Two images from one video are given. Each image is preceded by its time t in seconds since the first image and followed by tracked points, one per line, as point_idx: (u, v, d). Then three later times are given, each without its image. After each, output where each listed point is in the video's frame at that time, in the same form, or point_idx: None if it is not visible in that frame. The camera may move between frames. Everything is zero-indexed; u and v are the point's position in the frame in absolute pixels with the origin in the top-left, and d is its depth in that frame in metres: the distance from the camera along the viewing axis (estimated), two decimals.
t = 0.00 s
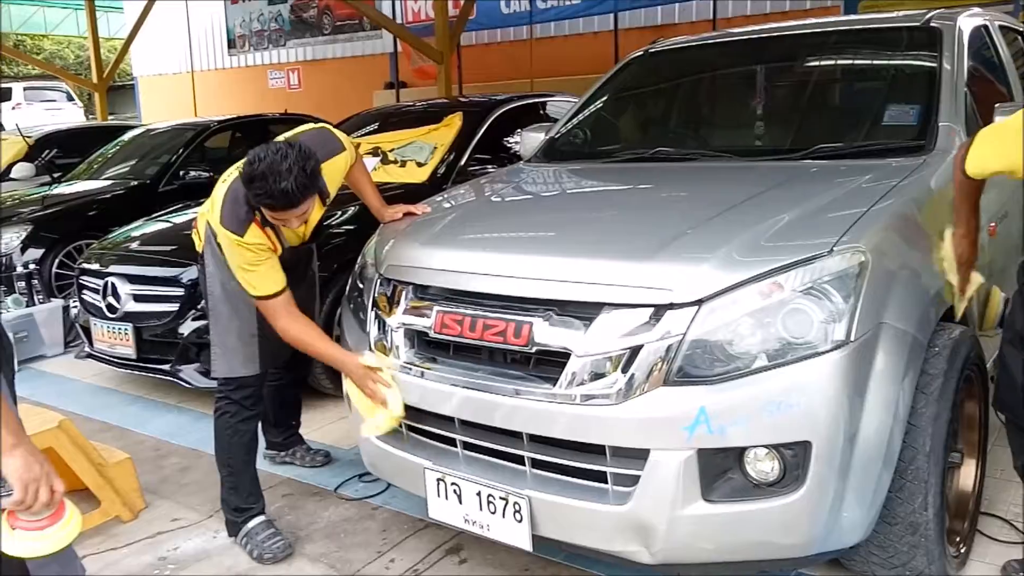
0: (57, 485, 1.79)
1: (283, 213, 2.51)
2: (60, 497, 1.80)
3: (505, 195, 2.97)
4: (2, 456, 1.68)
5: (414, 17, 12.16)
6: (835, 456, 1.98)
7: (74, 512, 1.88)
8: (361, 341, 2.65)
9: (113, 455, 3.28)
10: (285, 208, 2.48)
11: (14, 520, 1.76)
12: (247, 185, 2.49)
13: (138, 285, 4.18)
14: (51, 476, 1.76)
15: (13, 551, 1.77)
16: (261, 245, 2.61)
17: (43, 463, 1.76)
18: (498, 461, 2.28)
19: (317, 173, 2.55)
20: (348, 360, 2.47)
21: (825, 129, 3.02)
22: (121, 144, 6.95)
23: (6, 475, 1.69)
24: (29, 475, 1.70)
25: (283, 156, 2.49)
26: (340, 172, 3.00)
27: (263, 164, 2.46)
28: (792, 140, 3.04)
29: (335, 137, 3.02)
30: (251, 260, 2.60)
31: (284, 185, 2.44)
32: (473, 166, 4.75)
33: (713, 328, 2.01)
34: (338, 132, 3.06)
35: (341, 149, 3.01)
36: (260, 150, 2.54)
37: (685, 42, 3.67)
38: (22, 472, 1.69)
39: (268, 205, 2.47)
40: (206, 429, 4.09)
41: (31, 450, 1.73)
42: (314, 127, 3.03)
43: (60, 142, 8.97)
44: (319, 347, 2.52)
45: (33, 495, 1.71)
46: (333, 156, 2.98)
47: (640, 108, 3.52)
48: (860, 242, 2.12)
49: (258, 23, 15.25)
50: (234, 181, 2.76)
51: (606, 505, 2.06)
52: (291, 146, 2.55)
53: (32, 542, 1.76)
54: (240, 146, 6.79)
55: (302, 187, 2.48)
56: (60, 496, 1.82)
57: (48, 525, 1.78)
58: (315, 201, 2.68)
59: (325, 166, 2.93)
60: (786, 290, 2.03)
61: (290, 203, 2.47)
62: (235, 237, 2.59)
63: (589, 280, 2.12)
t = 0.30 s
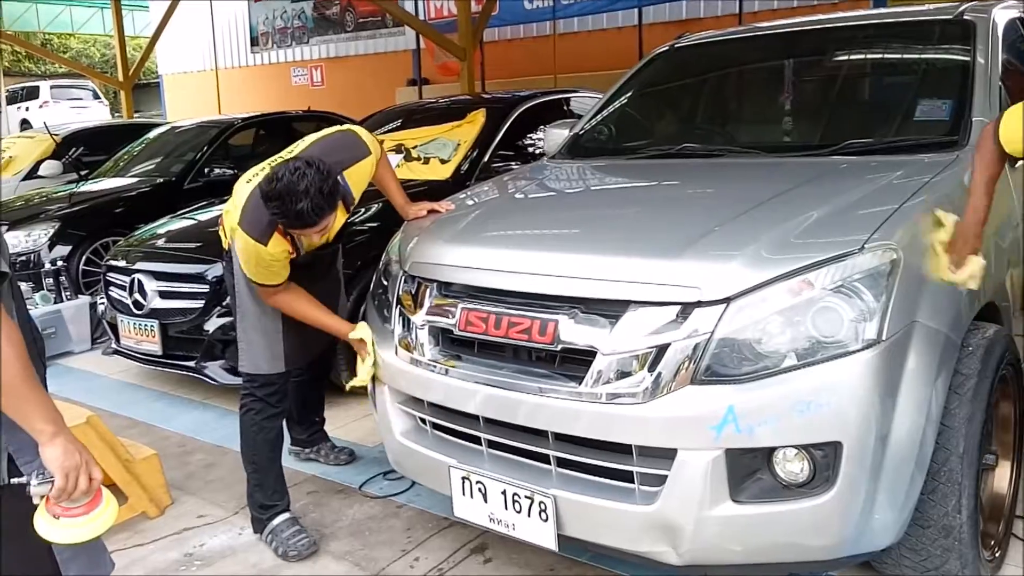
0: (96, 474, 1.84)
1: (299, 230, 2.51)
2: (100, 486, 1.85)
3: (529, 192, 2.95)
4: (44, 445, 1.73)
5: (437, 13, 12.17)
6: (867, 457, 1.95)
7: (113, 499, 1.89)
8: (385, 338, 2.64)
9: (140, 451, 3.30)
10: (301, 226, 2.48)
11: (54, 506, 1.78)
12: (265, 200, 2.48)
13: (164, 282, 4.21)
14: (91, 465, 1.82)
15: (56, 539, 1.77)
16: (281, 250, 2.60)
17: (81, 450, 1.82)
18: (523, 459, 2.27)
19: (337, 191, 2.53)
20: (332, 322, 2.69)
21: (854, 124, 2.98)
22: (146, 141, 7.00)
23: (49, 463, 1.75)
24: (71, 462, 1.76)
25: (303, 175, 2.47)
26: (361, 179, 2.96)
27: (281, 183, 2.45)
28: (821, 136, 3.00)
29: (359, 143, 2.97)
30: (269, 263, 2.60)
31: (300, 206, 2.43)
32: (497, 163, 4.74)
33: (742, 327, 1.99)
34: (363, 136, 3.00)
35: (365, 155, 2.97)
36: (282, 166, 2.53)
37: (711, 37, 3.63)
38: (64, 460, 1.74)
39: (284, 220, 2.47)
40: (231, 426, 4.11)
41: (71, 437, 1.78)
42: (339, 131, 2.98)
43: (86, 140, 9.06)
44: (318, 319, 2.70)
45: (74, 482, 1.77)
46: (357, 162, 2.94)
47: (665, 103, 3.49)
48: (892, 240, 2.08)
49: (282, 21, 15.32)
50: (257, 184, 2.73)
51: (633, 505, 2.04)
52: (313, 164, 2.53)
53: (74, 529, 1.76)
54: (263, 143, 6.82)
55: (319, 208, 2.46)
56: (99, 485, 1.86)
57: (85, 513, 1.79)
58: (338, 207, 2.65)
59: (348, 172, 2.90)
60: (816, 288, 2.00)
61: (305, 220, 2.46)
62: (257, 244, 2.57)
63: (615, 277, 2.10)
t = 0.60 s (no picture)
0: (91, 476, 1.78)
1: (318, 262, 2.51)
2: (95, 489, 1.79)
3: (545, 188, 2.95)
4: (40, 444, 1.65)
5: (452, 8, 12.17)
6: (884, 457, 1.94)
7: (107, 504, 1.84)
8: (400, 334, 2.65)
9: (157, 444, 3.33)
10: (319, 260, 2.48)
11: (48, 509, 1.74)
12: (281, 235, 2.48)
13: (180, 276, 4.24)
14: (86, 467, 1.76)
15: (47, 541, 1.75)
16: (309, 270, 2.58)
17: (77, 451, 1.75)
18: (538, 456, 2.27)
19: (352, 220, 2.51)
20: (388, 417, 2.46)
21: (873, 121, 2.96)
22: (162, 136, 7.03)
23: (42, 463, 1.68)
24: (65, 464, 1.69)
25: (317, 208, 2.45)
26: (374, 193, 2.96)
27: (296, 218, 2.44)
28: (839, 133, 2.98)
29: (371, 152, 2.92)
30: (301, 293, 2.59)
31: (316, 241, 2.43)
32: (512, 158, 4.74)
33: (758, 326, 1.98)
34: (374, 146, 2.95)
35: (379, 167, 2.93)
36: (296, 196, 2.51)
37: (729, 33, 3.61)
38: (58, 462, 1.68)
39: (301, 255, 2.48)
40: (246, 420, 4.13)
41: (68, 436, 1.71)
42: (350, 142, 2.92)
43: (103, 134, 9.11)
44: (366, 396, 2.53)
45: (66, 485, 1.71)
46: (371, 177, 2.90)
47: (680, 99, 3.48)
48: (910, 238, 2.07)
49: (297, 15, 15.36)
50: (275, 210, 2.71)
51: (648, 502, 2.04)
52: (327, 193, 2.51)
53: (61, 534, 1.73)
54: (278, 138, 6.84)
55: (335, 241, 2.45)
56: (94, 488, 1.80)
57: (80, 516, 1.76)
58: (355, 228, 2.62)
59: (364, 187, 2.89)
60: (834, 286, 1.99)
61: (322, 256, 2.47)
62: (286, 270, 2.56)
63: (631, 274, 2.09)
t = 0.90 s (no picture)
0: (81, 476, 1.77)
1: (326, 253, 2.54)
2: (84, 490, 1.78)
3: (552, 183, 2.95)
4: (30, 439, 1.66)
5: (461, 3, 12.17)
6: (890, 455, 1.94)
7: (96, 506, 1.82)
8: (407, 328, 2.65)
9: (164, 435, 3.34)
10: (327, 252, 2.50)
11: (36, 507, 1.72)
12: (291, 223, 2.50)
13: (188, 267, 4.25)
14: (77, 466, 1.75)
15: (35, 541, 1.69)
16: (309, 266, 2.61)
17: (69, 450, 1.75)
18: (544, 450, 2.28)
19: (363, 215, 2.54)
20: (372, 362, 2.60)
21: (883, 120, 2.96)
22: (170, 128, 7.05)
23: (33, 458, 1.68)
24: (55, 460, 1.69)
25: (330, 199, 2.47)
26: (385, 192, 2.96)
27: (308, 208, 2.46)
28: (849, 132, 2.98)
29: (384, 149, 2.93)
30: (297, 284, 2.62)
31: (326, 233, 2.45)
32: (520, 154, 4.74)
33: (766, 323, 1.98)
34: (386, 141, 2.96)
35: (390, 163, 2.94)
36: (309, 186, 2.52)
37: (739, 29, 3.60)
38: (48, 458, 1.68)
39: (309, 245, 2.49)
40: (253, 412, 4.14)
41: (61, 433, 1.71)
42: (363, 138, 2.93)
43: (111, 126, 9.13)
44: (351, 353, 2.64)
45: (55, 482, 1.70)
46: (384, 173, 2.92)
47: (686, 97, 3.49)
48: (920, 237, 2.06)
49: (305, 9, 15.37)
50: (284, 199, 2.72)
51: (654, 498, 2.04)
52: (340, 185, 2.52)
53: (49, 532, 1.69)
54: (286, 131, 6.85)
55: (345, 234, 2.48)
56: (83, 488, 1.79)
57: (69, 515, 1.72)
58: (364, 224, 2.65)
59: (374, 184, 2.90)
60: (843, 284, 1.98)
61: (330, 247, 2.49)
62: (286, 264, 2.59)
63: (639, 270, 2.09)
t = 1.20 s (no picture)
0: (99, 459, 1.80)
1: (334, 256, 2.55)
2: (103, 473, 1.80)
3: (557, 179, 2.95)
4: (50, 426, 1.67)
5: None
6: (893, 454, 1.94)
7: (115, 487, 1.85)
8: (411, 321, 2.66)
9: (167, 426, 3.35)
10: (335, 255, 2.52)
11: (57, 491, 1.73)
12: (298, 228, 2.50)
13: (193, 260, 4.25)
14: (95, 451, 1.77)
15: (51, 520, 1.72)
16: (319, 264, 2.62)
17: (88, 435, 1.77)
18: (547, 445, 2.28)
19: (369, 218, 2.54)
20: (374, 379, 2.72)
21: (890, 120, 2.95)
22: (175, 121, 7.05)
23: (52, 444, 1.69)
24: (75, 446, 1.70)
25: (336, 205, 2.46)
26: (389, 187, 2.98)
27: (314, 214, 2.46)
28: (855, 130, 2.98)
29: (388, 144, 2.93)
30: (308, 280, 2.65)
31: (334, 239, 2.46)
32: (525, 149, 4.74)
33: (770, 320, 1.98)
34: (391, 138, 2.95)
35: (394, 161, 2.93)
36: (315, 189, 2.51)
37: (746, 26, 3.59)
38: (68, 444, 1.69)
39: (317, 250, 2.50)
40: (255, 405, 4.15)
41: (78, 420, 1.73)
42: (366, 133, 2.92)
43: (117, 117, 9.13)
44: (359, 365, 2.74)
45: (76, 467, 1.72)
46: (386, 171, 2.92)
47: (692, 94, 3.48)
48: (926, 235, 2.06)
49: (311, 2, 15.37)
50: (290, 199, 2.72)
51: (656, 494, 2.05)
52: (346, 188, 2.51)
53: (69, 514, 1.71)
54: (291, 125, 6.85)
55: (352, 238, 2.49)
56: (103, 471, 1.81)
57: (88, 499, 1.75)
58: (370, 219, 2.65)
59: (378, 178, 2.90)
60: (848, 283, 1.98)
61: (338, 251, 2.50)
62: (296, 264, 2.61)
63: (644, 266, 2.09)
